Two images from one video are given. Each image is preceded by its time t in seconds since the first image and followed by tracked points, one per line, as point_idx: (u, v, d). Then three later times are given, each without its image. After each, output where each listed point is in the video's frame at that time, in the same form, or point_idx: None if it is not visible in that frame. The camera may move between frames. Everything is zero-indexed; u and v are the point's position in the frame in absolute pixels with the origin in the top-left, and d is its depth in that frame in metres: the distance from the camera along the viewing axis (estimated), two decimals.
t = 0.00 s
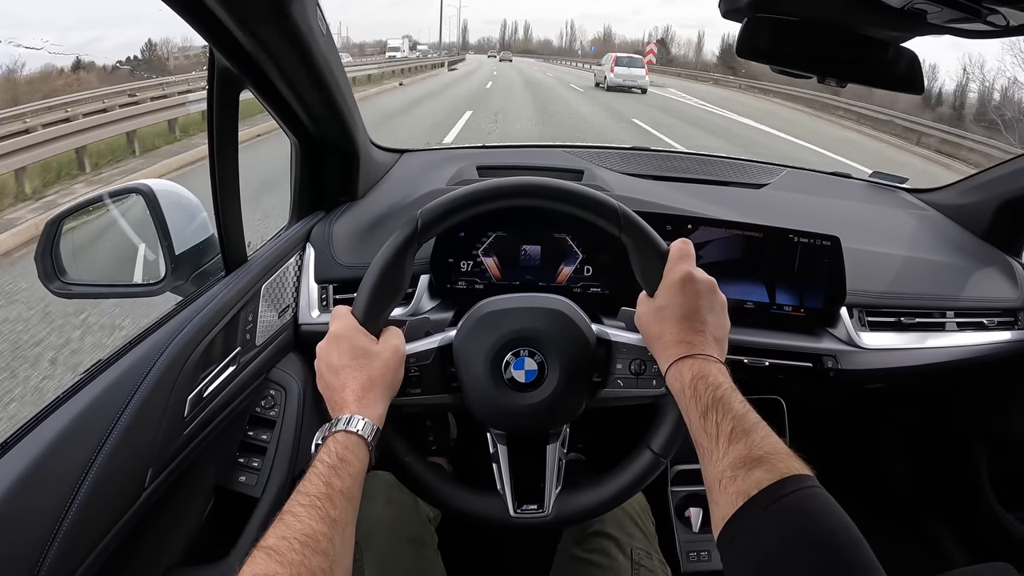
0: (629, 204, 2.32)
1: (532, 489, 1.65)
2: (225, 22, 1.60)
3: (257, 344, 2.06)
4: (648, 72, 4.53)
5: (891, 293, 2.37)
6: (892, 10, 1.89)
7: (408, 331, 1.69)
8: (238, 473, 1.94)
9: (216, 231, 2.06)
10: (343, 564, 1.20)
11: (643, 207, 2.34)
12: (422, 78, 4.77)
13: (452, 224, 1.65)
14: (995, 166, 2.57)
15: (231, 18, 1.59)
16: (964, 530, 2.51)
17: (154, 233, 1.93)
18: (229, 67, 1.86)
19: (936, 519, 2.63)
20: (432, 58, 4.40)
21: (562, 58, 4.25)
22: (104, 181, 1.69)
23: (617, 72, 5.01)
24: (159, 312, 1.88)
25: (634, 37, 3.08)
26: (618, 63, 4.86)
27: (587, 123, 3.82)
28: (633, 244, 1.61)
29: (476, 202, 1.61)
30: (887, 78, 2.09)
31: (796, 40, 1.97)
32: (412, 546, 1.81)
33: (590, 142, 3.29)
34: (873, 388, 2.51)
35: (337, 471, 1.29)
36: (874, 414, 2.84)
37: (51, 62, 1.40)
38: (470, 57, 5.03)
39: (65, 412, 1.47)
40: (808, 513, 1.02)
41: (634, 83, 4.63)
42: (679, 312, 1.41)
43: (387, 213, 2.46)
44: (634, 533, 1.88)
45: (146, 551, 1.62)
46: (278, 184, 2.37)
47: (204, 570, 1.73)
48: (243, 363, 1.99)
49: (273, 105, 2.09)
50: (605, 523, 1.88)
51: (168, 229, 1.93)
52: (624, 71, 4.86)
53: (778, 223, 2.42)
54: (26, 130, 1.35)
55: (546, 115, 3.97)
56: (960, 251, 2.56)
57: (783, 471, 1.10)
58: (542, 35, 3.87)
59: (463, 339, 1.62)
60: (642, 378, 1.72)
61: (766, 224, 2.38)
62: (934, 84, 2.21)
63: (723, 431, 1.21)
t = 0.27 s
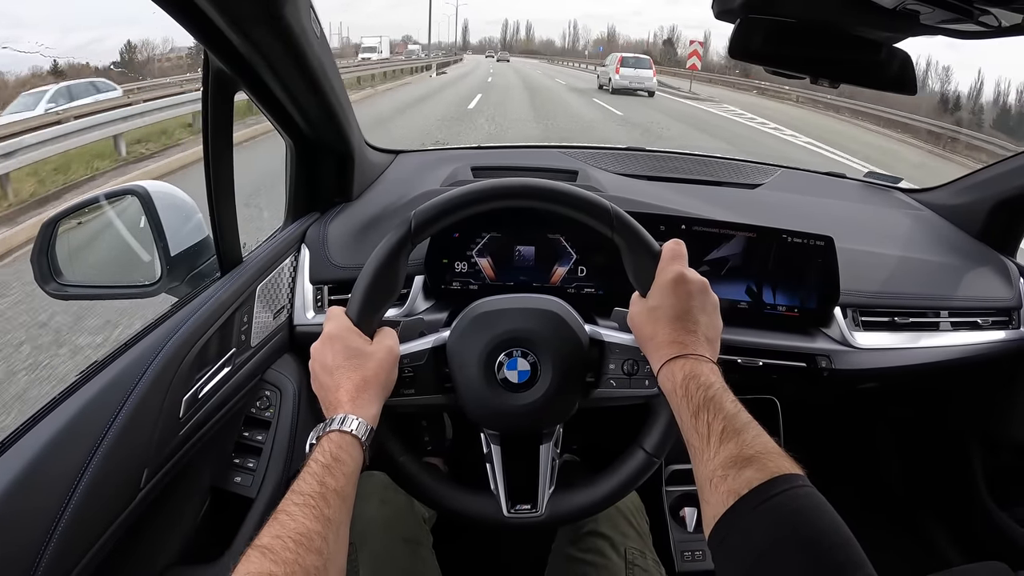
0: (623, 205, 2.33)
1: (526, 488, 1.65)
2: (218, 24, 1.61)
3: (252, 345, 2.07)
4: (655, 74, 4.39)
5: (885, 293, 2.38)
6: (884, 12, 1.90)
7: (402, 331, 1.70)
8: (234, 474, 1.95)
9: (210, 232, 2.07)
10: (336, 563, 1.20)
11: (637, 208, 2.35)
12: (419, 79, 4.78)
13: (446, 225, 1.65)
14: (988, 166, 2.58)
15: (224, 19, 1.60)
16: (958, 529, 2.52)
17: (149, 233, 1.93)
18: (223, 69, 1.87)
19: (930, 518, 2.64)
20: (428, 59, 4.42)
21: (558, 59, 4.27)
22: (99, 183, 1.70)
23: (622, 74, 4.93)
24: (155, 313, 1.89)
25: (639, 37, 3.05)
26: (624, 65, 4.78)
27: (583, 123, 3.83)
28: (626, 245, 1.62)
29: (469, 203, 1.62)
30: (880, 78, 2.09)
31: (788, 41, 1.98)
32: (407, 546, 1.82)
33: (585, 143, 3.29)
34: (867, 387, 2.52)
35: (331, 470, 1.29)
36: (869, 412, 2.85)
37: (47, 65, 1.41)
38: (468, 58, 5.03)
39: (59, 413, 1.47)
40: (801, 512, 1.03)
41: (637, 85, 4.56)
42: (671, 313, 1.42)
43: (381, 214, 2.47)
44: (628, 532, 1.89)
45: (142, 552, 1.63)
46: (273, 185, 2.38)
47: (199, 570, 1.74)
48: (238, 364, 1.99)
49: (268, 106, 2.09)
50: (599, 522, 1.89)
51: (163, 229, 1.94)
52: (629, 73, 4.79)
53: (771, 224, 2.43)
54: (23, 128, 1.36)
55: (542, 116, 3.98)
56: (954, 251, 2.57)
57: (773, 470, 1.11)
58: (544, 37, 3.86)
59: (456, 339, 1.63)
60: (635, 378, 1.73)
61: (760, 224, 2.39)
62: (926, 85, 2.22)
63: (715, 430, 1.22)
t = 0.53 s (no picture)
0: (618, 203, 2.32)
1: (520, 489, 1.64)
2: (208, 21, 1.59)
3: (244, 345, 2.05)
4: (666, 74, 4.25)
5: (882, 291, 2.37)
6: (879, 8, 1.89)
7: (394, 330, 1.68)
8: (226, 475, 1.93)
9: (203, 232, 2.05)
10: (327, 565, 1.18)
11: (632, 206, 2.34)
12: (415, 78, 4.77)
13: (437, 224, 1.64)
14: (984, 163, 2.57)
15: (213, 16, 1.58)
16: (954, 525, 2.52)
17: (141, 233, 1.91)
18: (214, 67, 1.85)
19: (926, 513, 2.63)
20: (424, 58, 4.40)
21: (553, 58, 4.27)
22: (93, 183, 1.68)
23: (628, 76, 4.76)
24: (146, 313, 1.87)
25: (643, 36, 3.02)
26: (630, 64, 4.63)
27: (579, 121, 3.82)
28: (619, 242, 1.60)
29: (461, 201, 1.60)
30: (876, 75, 2.08)
31: (784, 37, 1.97)
32: (401, 547, 1.80)
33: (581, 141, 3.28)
34: (863, 385, 2.51)
35: (322, 471, 1.27)
36: (866, 408, 2.85)
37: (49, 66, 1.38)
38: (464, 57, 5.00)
39: (48, 415, 1.46)
40: (797, 512, 1.02)
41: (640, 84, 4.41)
42: (665, 311, 1.41)
43: (375, 213, 2.45)
44: (623, 532, 1.87)
45: (133, 555, 1.61)
46: (265, 184, 2.37)
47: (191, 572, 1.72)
48: (230, 364, 1.98)
49: (260, 105, 2.08)
50: (594, 523, 1.87)
51: (155, 229, 1.92)
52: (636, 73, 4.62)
53: (767, 221, 2.42)
54: (17, 123, 1.33)
55: (538, 114, 3.97)
56: (950, 249, 2.56)
57: (770, 470, 1.10)
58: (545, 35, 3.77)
59: (449, 339, 1.62)
60: (629, 378, 1.72)
61: (755, 222, 2.38)
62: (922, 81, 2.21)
63: (710, 430, 1.21)
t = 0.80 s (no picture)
0: (611, 202, 2.34)
1: (514, 486, 1.66)
2: (200, 27, 1.61)
3: (241, 346, 2.07)
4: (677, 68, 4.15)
5: (874, 288, 2.38)
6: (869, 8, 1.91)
7: (389, 331, 1.70)
8: (225, 475, 1.95)
9: (197, 234, 2.07)
10: (324, 563, 1.20)
11: (625, 204, 2.36)
12: (410, 76, 4.77)
13: (431, 225, 1.65)
14: (975, 160, 2.59)
15: (206, 22, 1.59)
16: (946, 518, 2.56)
17: (137, 236, 1.93)
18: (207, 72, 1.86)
19: (919, 506, 2.67)
20: (419, 56, 4.41)
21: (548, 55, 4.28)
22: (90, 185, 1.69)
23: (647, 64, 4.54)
24: (143, 316, 1.88)
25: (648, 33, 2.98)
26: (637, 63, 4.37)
27: (574, 118, 3.83)
28: (611, 241, 1.61)
29: (454, 202, 1.62)
30: (867, 73, 2.09)
31: (774, 37, 1.98)
32: (398, 545, 1.83)
33: (575, 138, 3.30)
34: (856, 381, 2.53)
35: (319, 470, 1.29)
36: (859, 403, 2.89)
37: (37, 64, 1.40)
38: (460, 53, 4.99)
39: (48, 419, 1.47)
40: (784, 509, 1.04)
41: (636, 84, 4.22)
42: (657, 310, 1.42)
43: (370, 213, 2.47)
44: (618, 528, 1.90)
45: (134, 556, 1.63)
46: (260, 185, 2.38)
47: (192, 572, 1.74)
48: (227, 366, 1.99)
49: (253, 107, 2.09)
50: (589, 519, 1.90)
51: (150, 232, 1.93)
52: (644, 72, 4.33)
53: (759, 219, 2.44)
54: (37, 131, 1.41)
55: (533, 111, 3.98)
56: (942, 244, 2.58)
57: (759, 468, 1.11)
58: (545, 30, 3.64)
59: (442, 339, 1.63)
60: (622, 376, 1.74)
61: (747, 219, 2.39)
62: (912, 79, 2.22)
63: (700, 427, 1.20)
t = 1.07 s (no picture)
0: (607, 200, 2.33)
1: (511, 486, 1.65)
2: (194, 27, 1.60)
3: (236, 347, 2.06)
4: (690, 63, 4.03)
5: (872, 284, 2.37)
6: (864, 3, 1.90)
7: (385, 330, 1.70)
8: (221, 477, 1.94)
9: (193, 235, 2.06)
10: (322, 564, 1.18)
11: (622, 202, 2.35)
12: (407, 76, 4.76)
13: (426, 224, 1.63)
14: (971, 156, 2.59)
15: (199, 22, 1.59)
16: (946, 514, 2.55)
17: (132, 237, 1.92)
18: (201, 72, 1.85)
19: (918, 503, 2.67)
20: (415, 55, 4.40)
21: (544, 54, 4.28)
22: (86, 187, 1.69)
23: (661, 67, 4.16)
24: (138, 318, 1.87)
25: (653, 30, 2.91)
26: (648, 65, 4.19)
27: (571, 117, 3.83)
28: (607, 238, 1.60)
29: (449, 201, 1.60)
30: (864, 68, 2.08)
31: (769, 33, 1.98)
32: (396, 546, 1.82)
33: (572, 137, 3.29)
34: (855, 378, 2.52)
35: (314, 471, 1.28)
36: (857, 399, 2.89)
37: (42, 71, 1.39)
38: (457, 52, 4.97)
39: (43, 422, 1.46)
40: (784, 506, 1.03)
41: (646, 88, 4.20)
42: (654, 308, 1.41)
43: (365, 213, 2.46)
44: (617, 527, 1.89)
45: (130, 558, 1.62)
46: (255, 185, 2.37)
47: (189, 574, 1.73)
48: (223, 367, 1.99)
49: (247, 107, 2.08)
50: (587, 518, 1.89)
51: (145, 233, 1.92)
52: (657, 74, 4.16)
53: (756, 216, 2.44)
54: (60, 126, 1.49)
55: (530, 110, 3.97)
56: (940, 240, 2.58)
57: (758, 465, 1.10)
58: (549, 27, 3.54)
59: (438, 338, 1.63)
60: (619, 374, 1.73)
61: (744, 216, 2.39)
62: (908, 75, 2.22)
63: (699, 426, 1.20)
